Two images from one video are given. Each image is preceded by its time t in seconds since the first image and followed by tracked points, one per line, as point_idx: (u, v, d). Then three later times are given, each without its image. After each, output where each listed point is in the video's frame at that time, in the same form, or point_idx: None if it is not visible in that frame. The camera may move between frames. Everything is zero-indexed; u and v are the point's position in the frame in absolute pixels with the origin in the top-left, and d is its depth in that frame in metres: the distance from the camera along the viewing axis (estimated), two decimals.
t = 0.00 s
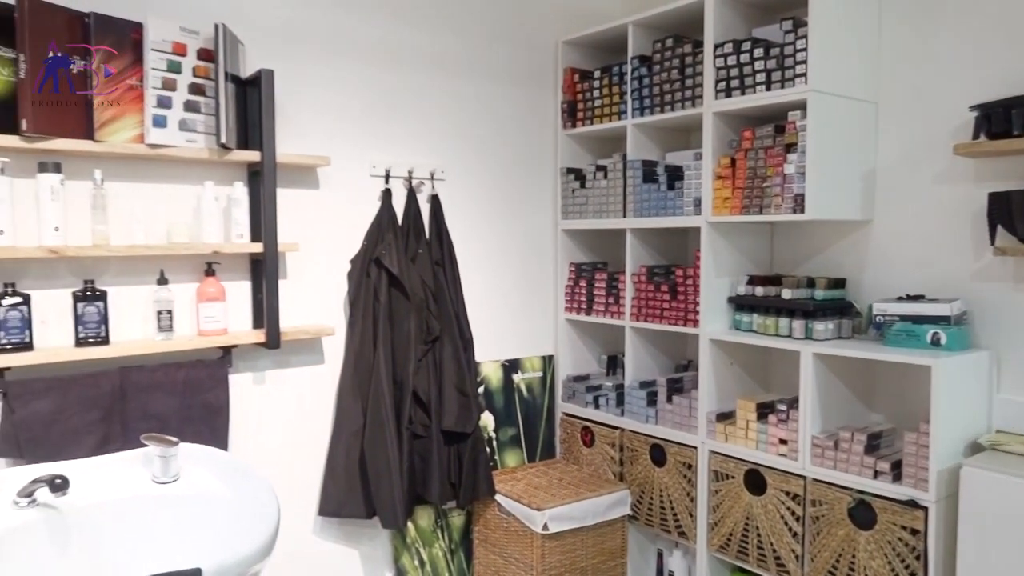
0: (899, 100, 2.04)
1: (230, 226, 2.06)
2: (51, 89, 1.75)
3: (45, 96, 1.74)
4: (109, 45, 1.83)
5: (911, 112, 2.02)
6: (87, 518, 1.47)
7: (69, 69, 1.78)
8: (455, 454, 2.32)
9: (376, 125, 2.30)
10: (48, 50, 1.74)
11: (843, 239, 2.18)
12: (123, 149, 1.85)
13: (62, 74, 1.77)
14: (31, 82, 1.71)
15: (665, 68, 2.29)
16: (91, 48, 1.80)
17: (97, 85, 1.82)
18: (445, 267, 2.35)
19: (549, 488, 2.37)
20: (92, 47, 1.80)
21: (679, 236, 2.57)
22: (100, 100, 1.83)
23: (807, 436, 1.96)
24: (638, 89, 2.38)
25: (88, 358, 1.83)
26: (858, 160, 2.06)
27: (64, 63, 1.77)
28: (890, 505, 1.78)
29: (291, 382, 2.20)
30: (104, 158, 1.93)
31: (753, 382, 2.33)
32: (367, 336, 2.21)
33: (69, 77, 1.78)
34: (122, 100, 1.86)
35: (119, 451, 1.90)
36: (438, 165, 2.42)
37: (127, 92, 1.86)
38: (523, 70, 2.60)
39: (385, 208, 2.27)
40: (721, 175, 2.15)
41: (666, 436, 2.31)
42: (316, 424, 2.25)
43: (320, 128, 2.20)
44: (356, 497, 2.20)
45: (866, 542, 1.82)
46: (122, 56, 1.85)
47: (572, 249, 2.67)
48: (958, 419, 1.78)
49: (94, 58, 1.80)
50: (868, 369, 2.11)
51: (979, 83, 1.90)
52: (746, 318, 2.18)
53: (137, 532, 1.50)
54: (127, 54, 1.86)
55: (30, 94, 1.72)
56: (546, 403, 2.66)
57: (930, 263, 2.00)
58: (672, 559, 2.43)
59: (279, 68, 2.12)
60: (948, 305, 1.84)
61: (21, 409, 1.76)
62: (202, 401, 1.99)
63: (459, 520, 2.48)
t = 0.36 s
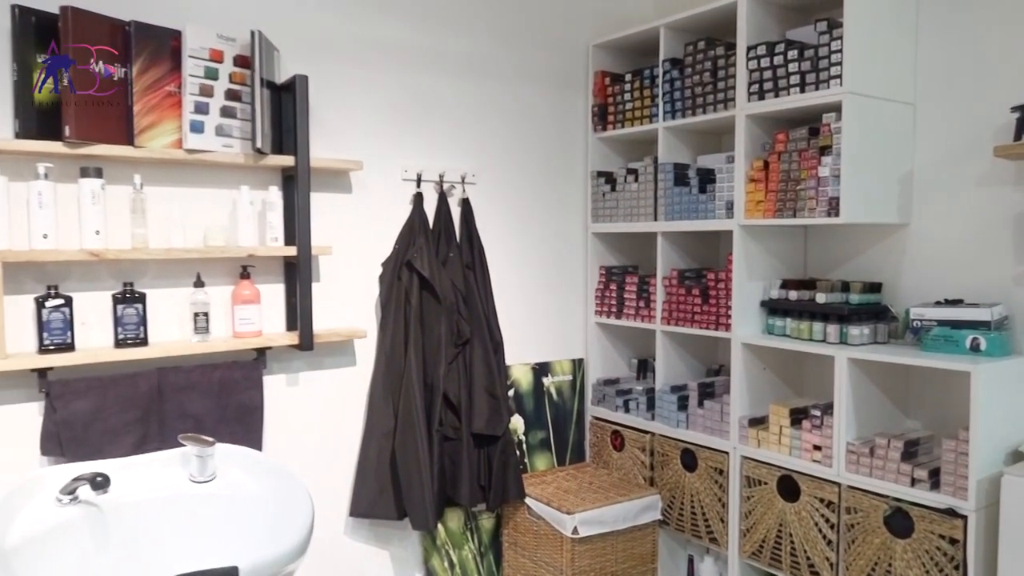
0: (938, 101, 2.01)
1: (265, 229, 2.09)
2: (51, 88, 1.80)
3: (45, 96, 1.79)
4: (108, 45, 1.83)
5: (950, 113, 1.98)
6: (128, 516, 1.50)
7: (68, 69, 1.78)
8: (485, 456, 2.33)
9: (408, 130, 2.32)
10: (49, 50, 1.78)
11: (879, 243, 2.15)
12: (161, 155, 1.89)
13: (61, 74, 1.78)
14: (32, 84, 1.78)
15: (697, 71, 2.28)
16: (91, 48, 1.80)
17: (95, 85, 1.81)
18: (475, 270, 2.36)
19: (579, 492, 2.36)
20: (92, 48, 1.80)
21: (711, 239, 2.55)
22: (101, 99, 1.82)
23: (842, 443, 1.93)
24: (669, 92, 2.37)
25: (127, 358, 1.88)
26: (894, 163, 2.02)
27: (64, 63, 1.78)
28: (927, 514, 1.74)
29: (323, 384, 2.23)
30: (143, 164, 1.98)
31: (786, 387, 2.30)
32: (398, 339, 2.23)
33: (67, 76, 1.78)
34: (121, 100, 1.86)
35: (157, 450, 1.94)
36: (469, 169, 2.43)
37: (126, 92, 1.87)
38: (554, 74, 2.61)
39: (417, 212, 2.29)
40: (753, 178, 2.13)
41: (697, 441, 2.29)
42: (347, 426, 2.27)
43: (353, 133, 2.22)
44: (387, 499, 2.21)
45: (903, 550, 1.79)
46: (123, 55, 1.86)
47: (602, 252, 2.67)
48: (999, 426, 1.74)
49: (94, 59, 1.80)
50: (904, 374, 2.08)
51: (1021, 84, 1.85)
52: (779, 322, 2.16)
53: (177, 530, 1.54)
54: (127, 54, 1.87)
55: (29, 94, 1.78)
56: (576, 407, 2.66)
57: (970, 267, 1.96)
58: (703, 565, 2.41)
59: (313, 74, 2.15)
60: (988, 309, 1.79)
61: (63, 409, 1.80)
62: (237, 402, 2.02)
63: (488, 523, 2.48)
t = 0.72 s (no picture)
0: (983, 97, 1.96)
1: (302, 227, 2.12)
2: (51, 88, 1.86)
3: (45, 95, 1.86)
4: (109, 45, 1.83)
5: (995, 109, 1.94)
6: (167, 510, 1.53)
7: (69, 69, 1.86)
8: (518, 454, 2.34)
9: (442, 129, 2.33)
10: (49, 51, 1.85)
11: (920, 241, 2.11)
12: (200, 154, 1.93)
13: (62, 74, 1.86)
14: (32, 82, 1.84)
15: (732, 68, 2.26)
16: (91, 48, 1.83)
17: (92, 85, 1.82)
18: (508, 269, 2.36)
19: (611, 491, 2.36)
20: (92, 48, 1.83)
21: (746, 237, 2.52)
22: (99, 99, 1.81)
23: (881, 444, 1.90)
24: (704, 90, 2.35)
25: (168, 354, 1.92)
26: (937, 160, 1.98)
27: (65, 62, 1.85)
28: (970, 517, 1.71)
29: (358, 381, 2.25)
30: (184, 163, 2.02)
31: (823, 387, 2.27)
32: (432, 336, 2.24)
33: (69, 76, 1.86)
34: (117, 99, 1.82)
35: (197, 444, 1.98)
36: (503, 168, 2.44)
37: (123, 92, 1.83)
38: (588, 72, 2.60)
39: (451, 210, 2.30)
40: (790, 175, 2.11)
41: (732, 440, 2.27)
42: (382, 422, 2.29)
43: (388, 132, 2.24)
44: (421, 495, 2.23)
45: (944, 554, 1.75)
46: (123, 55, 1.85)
47: (636, 251, 2.66)
48: None
49: (93, 58, 1.83)
50: (946, 375, 2.03)
51: None
52: (816, 321, 2.13)
53: (215, 525, 1.56)
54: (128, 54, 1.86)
55: (29, 93, 1.84)
56: (608, 406, 2.65)
57: (1015, 266, 1.91)
58: (737, 567, 2.38)
59: (349, 74, 2.17)
60: None
61: (107, 403, 1.85)
62: (274, 397, 2.06)
63: (521, 521, 2.49)
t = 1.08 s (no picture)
0: None
1: (336, 227, 2.15)
2: (50, 88, 1.85)
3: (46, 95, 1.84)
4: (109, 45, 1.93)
5: None
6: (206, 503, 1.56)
7: (68, 69, 1.88)
8: (550, 453, 2.34)
9: (475, 129, 2.34)
10: (49, 51, 1.86)
11: (962, 240, 2.06)
12: (239, 155, 1.96)
13: (61, 74, 1.87)
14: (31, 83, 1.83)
15: (768, 65, 2.23)
16: (91, 48, 1.90)
17: (95, 85, 1.92)
18: (541, 268, 2.37)
19: (644, 491, 2.35)
20: (92, 48, 1.91)
21: (782, 236, 2.49)
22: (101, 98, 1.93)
23: (922, 447, 1.86)
24: (739, 87, 2.33)
25: (207, 352, 1.95)
26: (980, 157, 1.94)
27: (64, 63, 1.87)
28: (1014, 522, 1.67)
29: (392, 379, 2.27)
30: (222, 164, 2.05)
31: (861, 388, 2.23)
32: (465, 335, 2.26)
33: (67, 76, 1.88)
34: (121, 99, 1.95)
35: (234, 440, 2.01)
36: (535, 167, 2.44)
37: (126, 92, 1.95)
38: (621, 71, 2.59)
39: (484, 210, 2.31)
40: (827, 173, 2.08)
41: (767, 442, 2.24)
42: (414, 420, 2.31)
43: (422, 132, 2.26)
44: (453, 493, 2.24)
45: (988, 560, 1.71)
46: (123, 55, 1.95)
47: (670, 250, 2.64)
48: None
49: (94, 59, 1.91)
50: (989, 377, 1.99)
51: None
52: (854, 322, 2.10)
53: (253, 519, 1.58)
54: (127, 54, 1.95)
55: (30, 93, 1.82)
56: (641, 406, 2.64)
57: None
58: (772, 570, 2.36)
59: (384, 75, 2.19)
60: None
61: (147, 399, 1.89)
62: (309, 395, 2.08)
63: (553, 520, 2.49)
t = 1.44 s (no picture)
0: None
1: (366, 226, 2.16)
2: (51, 88, 1.87)
3: (46, 95, 1.87)
4: (108, 45, 1.92)
5: None
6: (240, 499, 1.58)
7: (69, 69, 1.89)
8: (579, 453, 2.33)
9: (504, 128, 2.34)
10: (49, 51, 1.87)
11: (1001, 237, 2.02)
12: (270, 155, 1.99)
13: (61, 74, 1.88)
14: (32, 82, 1.85)
15: (800, 61, 2.20)
16: (91, 48, 1.90)
17: (95, 85, 1.91)
18: (570, 267, 2.36)
19: (673, 492, 2.34)
20: (92, 48, 1.90)
21: (814, 234, 2.46)
22: (101, 98, 1.91)
23: (959, 448, 1.82)
24: (771, 84, 2.30)
25: (240, 350, 1.98)
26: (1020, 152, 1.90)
27: (64, 63, 1.88)
28: None
29: (421, 378, 2.28)
30: (254, 165, 2.08)
31: (896, 388, 2.20)
32: (493, 334, 2.26)
33: (68, 76, 1.89)
34: (121, 99, 1.93)
35: (267, 437, 2.04)
36: (564, 166, 2.44)
37: (126, 91, 1.94)
38: (650, 68, 2.58)
39: (512, 209, 2.31)
40: (861, 170, 2.04)
41: (799, 442, 2.22)
42: (444, 419, 2.32)
43: (451, 132, 2.27)
44: (482, 492, 2.25)
45: None
46: (124, 55, 1.93)
47: (699, 249, 2.62)
48: None
49: (93, 59, 1.91)
50: None
51: None
52: (888, 321, 2.06)
53: (284, 515, 1.60)
54: (128, 53, 1.94)
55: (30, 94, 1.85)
56: (670, 405, 2.62)
57: None
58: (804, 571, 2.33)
59: (413, 75, 2.20)
60: None
61: (182, 396, 1.92)
62: (340, 393, 2.10)
63: (581, 520, 2.48)
